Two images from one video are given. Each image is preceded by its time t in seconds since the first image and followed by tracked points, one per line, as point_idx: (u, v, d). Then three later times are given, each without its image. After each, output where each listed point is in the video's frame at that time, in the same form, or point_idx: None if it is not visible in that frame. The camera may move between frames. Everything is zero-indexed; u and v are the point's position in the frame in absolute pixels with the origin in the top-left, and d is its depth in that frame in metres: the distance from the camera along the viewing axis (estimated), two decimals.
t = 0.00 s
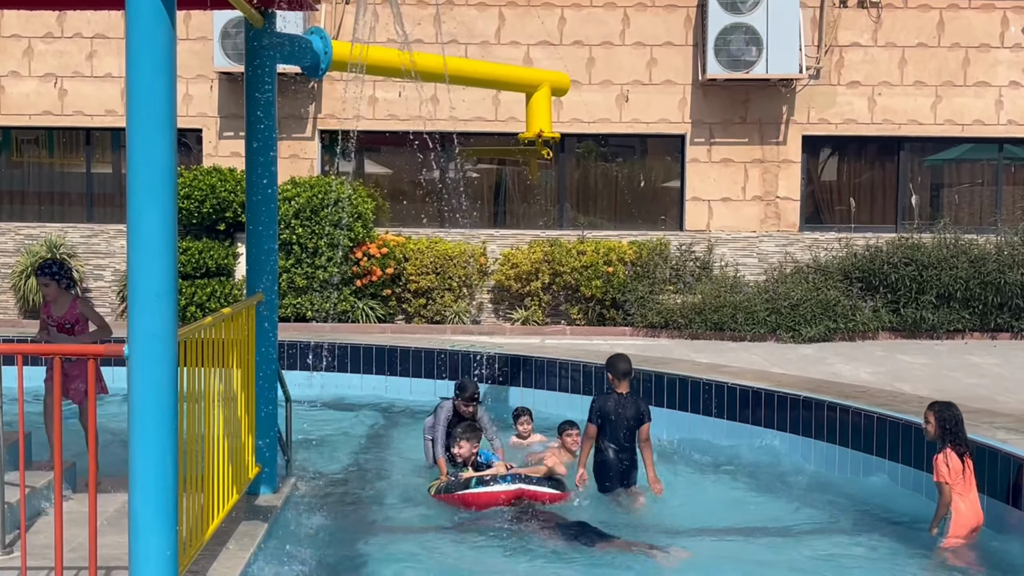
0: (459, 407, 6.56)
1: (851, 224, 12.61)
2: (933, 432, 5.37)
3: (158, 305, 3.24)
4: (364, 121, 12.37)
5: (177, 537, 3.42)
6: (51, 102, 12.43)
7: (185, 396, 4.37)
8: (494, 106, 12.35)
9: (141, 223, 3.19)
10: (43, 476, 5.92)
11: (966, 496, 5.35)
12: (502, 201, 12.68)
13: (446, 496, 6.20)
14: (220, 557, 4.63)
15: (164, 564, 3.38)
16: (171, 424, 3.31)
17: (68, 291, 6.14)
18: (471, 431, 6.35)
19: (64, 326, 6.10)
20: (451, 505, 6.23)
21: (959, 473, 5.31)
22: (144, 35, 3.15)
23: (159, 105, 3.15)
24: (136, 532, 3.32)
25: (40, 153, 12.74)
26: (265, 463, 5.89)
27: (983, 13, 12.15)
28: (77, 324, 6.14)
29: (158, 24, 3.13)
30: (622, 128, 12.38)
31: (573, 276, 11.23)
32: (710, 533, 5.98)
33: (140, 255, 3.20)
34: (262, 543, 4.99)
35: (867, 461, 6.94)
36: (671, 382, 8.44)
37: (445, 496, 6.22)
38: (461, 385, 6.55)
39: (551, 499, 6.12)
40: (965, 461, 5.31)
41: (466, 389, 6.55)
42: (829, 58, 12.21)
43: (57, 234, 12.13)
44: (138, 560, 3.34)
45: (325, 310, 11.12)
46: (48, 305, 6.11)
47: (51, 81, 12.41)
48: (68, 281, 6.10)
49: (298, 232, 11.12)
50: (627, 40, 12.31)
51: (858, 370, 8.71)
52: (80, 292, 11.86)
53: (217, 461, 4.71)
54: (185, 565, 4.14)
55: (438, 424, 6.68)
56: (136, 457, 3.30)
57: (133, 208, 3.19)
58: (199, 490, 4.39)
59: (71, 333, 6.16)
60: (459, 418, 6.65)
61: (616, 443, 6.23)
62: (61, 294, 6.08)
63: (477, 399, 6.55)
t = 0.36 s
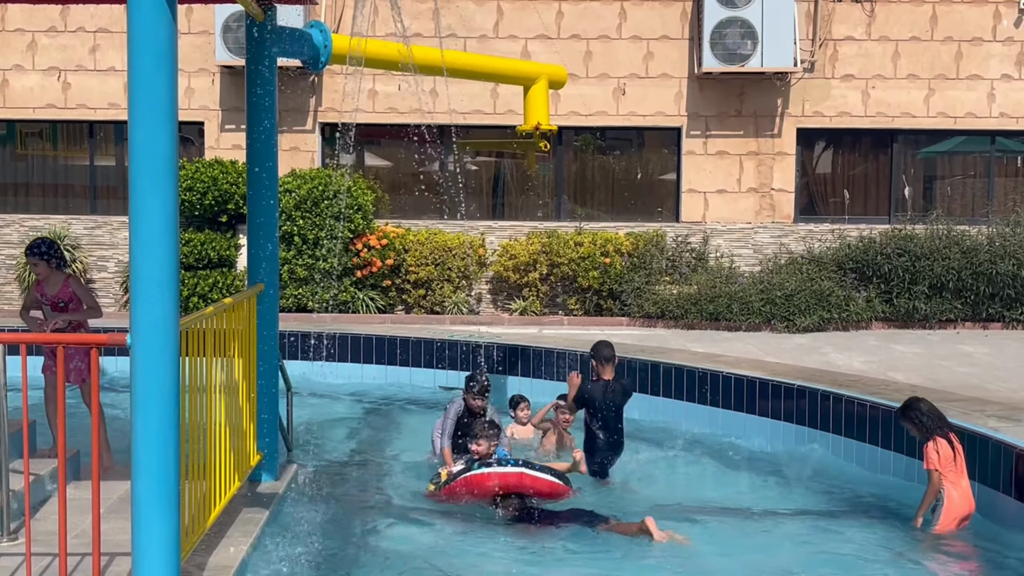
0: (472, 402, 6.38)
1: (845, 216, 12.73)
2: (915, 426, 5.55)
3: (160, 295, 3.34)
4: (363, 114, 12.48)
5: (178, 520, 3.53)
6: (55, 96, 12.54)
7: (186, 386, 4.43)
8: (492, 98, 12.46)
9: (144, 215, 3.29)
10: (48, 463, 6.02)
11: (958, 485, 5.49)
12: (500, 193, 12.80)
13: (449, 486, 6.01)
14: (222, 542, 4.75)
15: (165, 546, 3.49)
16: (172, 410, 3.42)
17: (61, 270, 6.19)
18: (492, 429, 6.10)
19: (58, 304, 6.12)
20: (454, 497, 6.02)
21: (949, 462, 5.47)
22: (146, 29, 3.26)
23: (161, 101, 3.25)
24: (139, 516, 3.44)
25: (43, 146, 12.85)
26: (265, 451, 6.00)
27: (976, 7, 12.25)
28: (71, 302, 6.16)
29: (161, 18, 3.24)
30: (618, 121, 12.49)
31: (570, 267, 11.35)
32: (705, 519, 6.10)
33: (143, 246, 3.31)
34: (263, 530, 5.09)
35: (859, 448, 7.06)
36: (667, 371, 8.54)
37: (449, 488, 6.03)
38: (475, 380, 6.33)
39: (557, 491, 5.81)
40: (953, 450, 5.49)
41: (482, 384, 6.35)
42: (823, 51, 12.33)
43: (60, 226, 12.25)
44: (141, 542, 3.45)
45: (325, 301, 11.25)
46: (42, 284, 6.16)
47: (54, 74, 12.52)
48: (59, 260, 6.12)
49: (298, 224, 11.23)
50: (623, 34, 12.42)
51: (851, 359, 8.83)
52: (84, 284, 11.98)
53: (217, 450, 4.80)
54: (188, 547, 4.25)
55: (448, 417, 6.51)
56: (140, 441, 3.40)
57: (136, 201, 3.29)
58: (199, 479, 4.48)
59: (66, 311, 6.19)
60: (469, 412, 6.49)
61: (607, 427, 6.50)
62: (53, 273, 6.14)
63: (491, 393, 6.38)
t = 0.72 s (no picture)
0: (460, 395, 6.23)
1: (845, 204, 12.72)
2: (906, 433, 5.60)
3: (157, 284, 3.33)
4: (362, 102, 12.46)
5: (178, 510, 3.53)
6: (53, 85, 12.52)
7: (185, 374, 4.44)
8: (491, 87, 12.45)
9: (142, 204, 3.29)
10: (48, 453, 6.03)
11: (961, 475, 5.47)
12: (499, 182, 12.79)
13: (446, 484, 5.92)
14: (222, 531, 4.75)
15: (166, 536, 3.49)
16: (172, 400, 3.41)
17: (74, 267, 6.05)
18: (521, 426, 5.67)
19: (68, 302, 6.02)
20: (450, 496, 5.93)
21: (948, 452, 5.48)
22: (143, 18, 3.25)
23: (158, 89, 3.25)
24: (140, 505, 3.44)
25: (42, 136, 12.84)
26: (264, 440, 6.01)
27: None
28: (80, 301, 6.05)
29: (157, 6, 3.23)
30: (618, 110, 12.48)
31: (570, 255, 11.37)
32: (704, 508, 6.11)
33: (140, 235, 3.30)
34: (262, 519, 5.09)
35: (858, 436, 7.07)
36: (666, 360, 8.54)
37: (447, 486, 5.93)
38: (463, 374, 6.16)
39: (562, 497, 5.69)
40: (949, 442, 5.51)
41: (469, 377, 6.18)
42: (823, 39, 12.31)
43: (59, 215, 12.25)
44: (142, 532, 3.45)
45: (324, 290, 11.26)
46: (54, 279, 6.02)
47: (52, 64, 12.50)
48: (73, 257, 6.00)
49: (297, 213, 11.22)
50: (623, 22, 12.39)
51: (851, 347, 8.83)
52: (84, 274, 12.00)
53: (217, 439, 4.80)
54: (188, 536, 4.26)
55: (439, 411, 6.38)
56: (139, 430, 3.40)
57: (134, 190, 3.29)
58: (199, 468, 4.49)
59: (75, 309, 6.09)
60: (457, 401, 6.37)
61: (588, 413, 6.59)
62: (67, 272, 5.99)
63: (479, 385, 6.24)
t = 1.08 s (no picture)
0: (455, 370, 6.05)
1: (845, 191, 12.71)
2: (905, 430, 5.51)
3: (154, 272, 3.32)
4: (361, 91, 12.44)
5: (178, 501, 3.51)
6: (52, 75, 12.50)
7: (184, 363, 4.43)
8: (491, 75, 12.43)
9: (138, 191, 3.27)
10: (49, 442, 6.03)
11: (966, 466, 5.44)
12: (499, 170, 12.78)
13: (454, 489, 5.76)
14: (223, 520, 4.75)
15: (165, 526, 3.47)
16: (172, 389, 3.39)
17: (114, 267, 5.86)
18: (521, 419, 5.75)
19: (105, 302, 5.82)
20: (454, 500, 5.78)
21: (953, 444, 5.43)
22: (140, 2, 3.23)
23: (155, 75, 3.24)
24: (139, 495, 3.42)
25: (41, 126, 12.83)
26: (265, 428, 6.00)
27: None
28: (118, 303, 5.85)
29: None
30: (618, 97, 12.45)
31: (570, 244, 11.37)
32: (704, 496, 6.11)
33: (137, 222, 3.28)
34: (262, 508, 5.09)
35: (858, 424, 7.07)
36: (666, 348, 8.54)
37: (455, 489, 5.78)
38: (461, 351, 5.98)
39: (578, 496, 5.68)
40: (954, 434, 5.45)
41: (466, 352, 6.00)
42: (823, 26, 12.27)
43: (59, 205, 12.25)
44: (141, 523, 3.43)
45: (324, 279, 11.26)
46: (93, 278, 5.82)
47: (51, 53, 12.48)
48: (115, 258, 5.84)
49: (297, 202, 11.21)
50: (622, 9, 12.35)
51: (851, 335, 8.83)
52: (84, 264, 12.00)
53: (216, 429, 4.79)
54: (188, 525, 4.24)
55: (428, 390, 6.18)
56: (139, 419, 3.38)
57: (131, 177, 3.28)
58: (199, 457, 4.47)
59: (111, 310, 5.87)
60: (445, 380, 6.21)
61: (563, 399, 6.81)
62: (107, 271, 5.81)
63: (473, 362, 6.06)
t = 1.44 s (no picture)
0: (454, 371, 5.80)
1: (844, 181, 12.72)
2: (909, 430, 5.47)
3: (151, 263, 3.29)
4: (359, 82, 12.42)
5: (176, 492, 3.50)
6: (49, 68, 12.49)
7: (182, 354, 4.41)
8: (489, 66, 12.41)
9: (135, 181, 3.24)
10: (47, 435, 6.02)
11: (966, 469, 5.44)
12: (498, 161, 12.77)
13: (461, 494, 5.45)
14: (222, 511, 4.74)
15: (164, 517, 3.46)
16: (169, 379, 3.37)
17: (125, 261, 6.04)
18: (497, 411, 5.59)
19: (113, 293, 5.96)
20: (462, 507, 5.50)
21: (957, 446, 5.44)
22: None
23: (151, 63, 3.19)
24: (137, 485, 3.40)
25: (39, 119, 12.82)
26: (263, 420, 5.98)
27: None
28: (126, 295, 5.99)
29: None
30: (616, 88, 12.44)
31: (569, 235, 11.37)
32: (704, 486, 6.11)
33: (134, 211, 3.25)
34: (262, 500, 5.08)
35: (857, 413, 7.07)
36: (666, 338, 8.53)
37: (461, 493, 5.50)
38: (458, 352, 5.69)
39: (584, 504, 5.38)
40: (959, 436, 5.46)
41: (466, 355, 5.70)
42: (821, 15, 12.25)
43: (57, 198, 12.24)
44: (140, 513, 3.42)
45: (322, 270, 11.26)
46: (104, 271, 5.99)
47: (48, 46, 12.46)
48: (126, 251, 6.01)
49: (295, 194, 11.21)
50: None
51: (850, 324, 8.83)
52: (83, 258, 12.01)
53: (214, 420, 4.77)
54: (187, 516, 4.23)
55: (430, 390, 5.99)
56: (136, 410, 3.36)
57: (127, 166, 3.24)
58: (197, 449, 4.45)
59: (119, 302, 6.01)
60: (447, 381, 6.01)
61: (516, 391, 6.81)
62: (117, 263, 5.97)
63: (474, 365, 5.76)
